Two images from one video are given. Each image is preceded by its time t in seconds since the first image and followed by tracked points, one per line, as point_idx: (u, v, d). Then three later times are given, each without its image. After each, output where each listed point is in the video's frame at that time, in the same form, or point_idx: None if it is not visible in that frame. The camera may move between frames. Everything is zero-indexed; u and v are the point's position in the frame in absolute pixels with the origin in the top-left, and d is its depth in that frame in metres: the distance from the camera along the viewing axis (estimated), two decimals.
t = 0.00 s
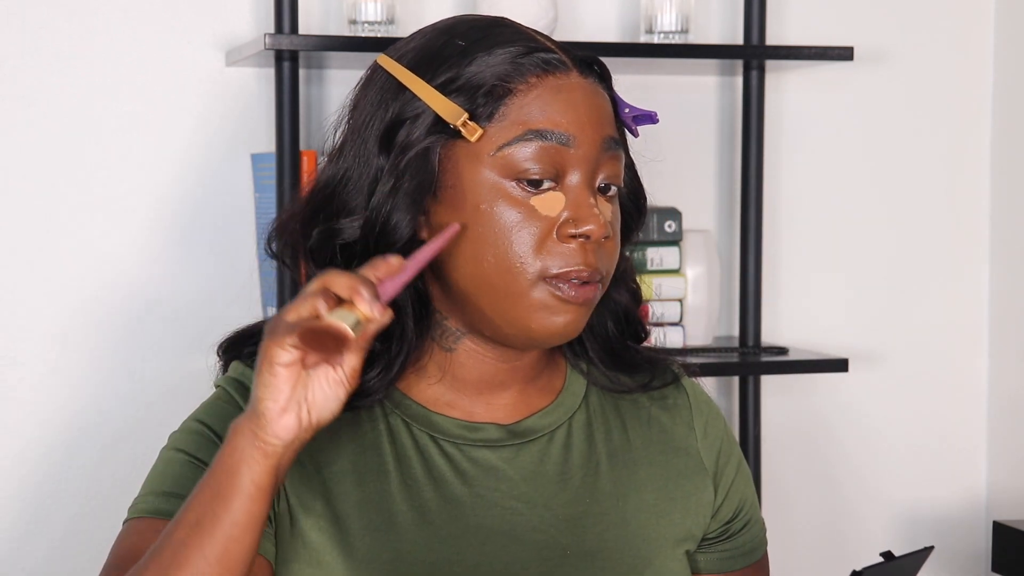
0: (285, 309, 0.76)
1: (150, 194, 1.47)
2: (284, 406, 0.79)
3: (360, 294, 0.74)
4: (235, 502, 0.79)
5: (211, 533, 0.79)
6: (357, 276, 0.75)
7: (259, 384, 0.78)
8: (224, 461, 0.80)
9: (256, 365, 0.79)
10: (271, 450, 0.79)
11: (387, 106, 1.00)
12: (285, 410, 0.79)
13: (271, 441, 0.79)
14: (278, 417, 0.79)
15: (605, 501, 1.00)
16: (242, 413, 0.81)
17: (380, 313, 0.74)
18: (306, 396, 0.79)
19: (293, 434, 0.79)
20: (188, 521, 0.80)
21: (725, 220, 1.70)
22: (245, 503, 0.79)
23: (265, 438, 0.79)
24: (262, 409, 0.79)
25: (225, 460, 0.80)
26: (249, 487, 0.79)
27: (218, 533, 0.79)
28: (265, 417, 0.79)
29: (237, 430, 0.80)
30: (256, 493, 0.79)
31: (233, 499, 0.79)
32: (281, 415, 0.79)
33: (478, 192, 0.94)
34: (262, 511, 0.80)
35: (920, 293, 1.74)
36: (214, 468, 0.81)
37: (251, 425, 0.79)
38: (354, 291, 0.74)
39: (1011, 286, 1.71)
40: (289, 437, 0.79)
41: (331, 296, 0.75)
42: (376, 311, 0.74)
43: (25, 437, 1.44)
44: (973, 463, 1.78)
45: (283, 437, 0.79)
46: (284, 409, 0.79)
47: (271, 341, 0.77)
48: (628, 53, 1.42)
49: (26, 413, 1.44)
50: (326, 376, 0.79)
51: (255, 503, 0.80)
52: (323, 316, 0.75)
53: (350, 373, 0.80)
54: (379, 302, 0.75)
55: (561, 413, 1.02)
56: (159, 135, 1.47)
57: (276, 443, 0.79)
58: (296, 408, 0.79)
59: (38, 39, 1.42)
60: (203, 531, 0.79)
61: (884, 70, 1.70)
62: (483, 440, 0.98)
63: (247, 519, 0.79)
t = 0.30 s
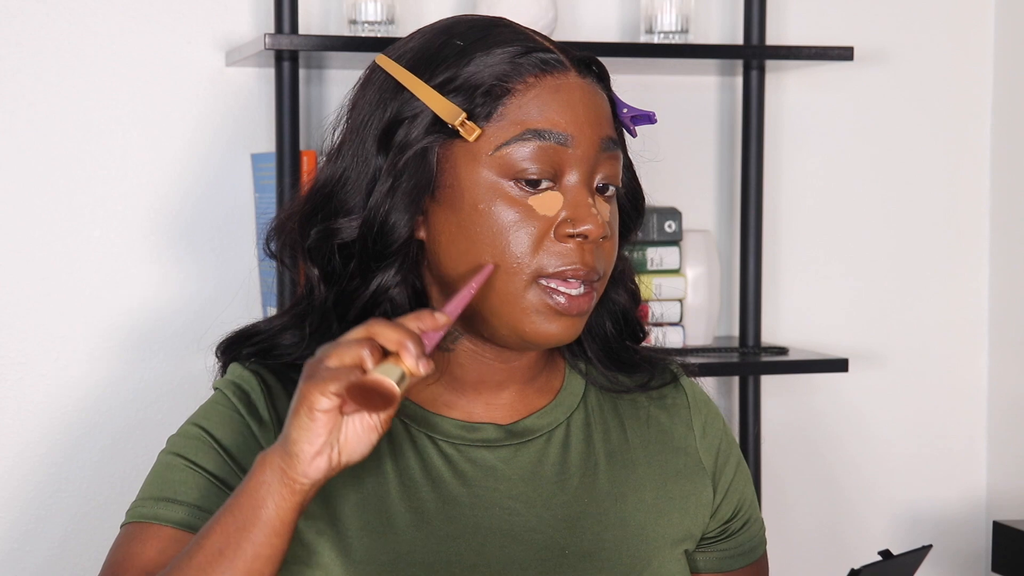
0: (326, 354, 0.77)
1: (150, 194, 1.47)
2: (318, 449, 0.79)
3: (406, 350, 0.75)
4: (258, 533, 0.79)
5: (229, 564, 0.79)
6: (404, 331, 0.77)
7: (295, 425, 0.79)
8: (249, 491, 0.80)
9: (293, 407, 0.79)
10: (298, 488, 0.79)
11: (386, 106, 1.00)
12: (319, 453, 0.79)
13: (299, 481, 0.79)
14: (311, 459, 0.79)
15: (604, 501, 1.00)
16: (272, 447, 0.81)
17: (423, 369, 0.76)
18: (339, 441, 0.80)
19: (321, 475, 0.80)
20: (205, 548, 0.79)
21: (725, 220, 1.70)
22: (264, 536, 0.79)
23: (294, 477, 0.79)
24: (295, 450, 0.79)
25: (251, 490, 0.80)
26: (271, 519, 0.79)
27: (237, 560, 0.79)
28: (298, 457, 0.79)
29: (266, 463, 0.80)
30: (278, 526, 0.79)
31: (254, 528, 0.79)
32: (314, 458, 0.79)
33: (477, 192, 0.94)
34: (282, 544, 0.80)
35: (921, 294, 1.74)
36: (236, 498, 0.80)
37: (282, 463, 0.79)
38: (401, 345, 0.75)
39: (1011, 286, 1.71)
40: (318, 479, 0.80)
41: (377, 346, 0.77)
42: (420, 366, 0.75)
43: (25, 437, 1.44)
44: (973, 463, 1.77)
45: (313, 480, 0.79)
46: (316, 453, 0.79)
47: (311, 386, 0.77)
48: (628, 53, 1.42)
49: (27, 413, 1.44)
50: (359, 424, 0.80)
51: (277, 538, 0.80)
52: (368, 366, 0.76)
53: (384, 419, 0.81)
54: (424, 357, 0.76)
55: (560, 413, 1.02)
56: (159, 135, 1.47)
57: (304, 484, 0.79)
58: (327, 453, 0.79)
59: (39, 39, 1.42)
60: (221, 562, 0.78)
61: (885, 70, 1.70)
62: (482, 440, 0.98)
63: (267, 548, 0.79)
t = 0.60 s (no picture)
0: (341, 372, 0.78)
1: (150, 194, 1.47)
2: (328, 466, 0.79)
3: (421, 369, 0.75)
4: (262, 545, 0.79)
5: None
6: (420, 352, 0.76)
7: (306, 442, 0.78)
8: (255, 502, 0.80)
9: (305, 424, 0.79)
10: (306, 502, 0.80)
11: (386, 105, 1.00)
12: (329, 470, 0.79)
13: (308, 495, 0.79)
14: (321, 476, 0.79)
15: (604, 501, 1.00)
16: (281, 461, 0.81)
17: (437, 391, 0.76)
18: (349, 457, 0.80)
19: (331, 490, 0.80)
20: (211, 559, 0.80)
21: (725, 220, 1.70)
22: (270, 548, 0.80)
23: (303, 492, 0.79)
24: (306, 466, 0.79)
25: (256, 502, 0.80)
26: (277, 530, 0.80)
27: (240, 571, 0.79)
28: (307, 474, 0.79)
29: (274, 476, 0.80)
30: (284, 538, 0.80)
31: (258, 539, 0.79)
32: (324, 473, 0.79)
33: (478, 192, 0.94)
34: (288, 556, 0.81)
35: (921, 294, 1.74)
36: (243, 510, 0.81)
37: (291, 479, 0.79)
38: (415, 366, 0.75)
39: (1011, 286, 1.71)
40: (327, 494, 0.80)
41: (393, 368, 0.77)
42: (434, 389, 0.75)
43: (25, 437, 1.44)
44: (973, 463, 1.78)
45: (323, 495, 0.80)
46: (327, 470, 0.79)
47: (324, 404, 0.77)
48: (629, 53, 1.42)
49: (26, 413, 1.44)
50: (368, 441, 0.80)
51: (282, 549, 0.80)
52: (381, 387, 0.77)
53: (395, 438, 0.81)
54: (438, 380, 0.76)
55: (560, 413, 1.02)
56: (159, 135, 1.47)
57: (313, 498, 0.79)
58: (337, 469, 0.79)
59: (39, 39, 1.42)
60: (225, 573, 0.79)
61: (884, 71, 1.70)
62: (482, 440, 0.98)
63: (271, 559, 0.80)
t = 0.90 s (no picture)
0: (307, 333, 0.76)
1: (150, 194, 1.47)
2: (301, 428, 0.78)
3: (384, 324, 0.73)
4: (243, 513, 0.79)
5: (219, 549, 0.78)
6: (383, 306, 0.74)
7: (277, 405, 0.78)
8: (233, 475, 0.80)
9: (274, 388, 0.78)
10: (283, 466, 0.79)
11: (389, 105, 1.00)
12: (302, 432, 0.78)
13: (283, 458, 0.79)
14: (294, 439, 0.78)
15: (604, 501, 1.00)
16: (256, 432, 0.80)
17: (404, 343, 0.74)
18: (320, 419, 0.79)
19: (307, 455, 0.79)
20: (195, 534, 0.79)
21: (725, 220, 1.70)
22: (254, 520, 0.79)
23: (279, 458, 0.79)
24: (278, 431, 0.78)
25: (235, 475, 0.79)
26: (258, 501, 0.79)
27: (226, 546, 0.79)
28: (281, 439, 0.78)
29: (250, 447, 0.80)
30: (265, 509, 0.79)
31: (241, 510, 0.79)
32: (297, 434, 0.78)
33: (479, 191, 0.94)
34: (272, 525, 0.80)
35: (921, 294, 1.74)
36: (223, 484, 0.80)
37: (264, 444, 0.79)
38: (378, 321, 0.73)
39: (1011, 286, 1.71)
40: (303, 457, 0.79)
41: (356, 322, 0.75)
42: (400, 342, 0.73)
43: (25, 437, 1.44)
44: (973, 463, 1.78)
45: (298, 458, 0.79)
46: (299, 431, 0.78)
47: (291, 364, 0.77)
48: (629, 53, 1.42)
49: (26, 414, 1.44)
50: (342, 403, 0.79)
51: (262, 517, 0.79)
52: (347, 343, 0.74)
53: (367, 397, 0.79)
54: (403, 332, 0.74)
55: (560, 413, 1.02)
56: (159, 135, 1.47)
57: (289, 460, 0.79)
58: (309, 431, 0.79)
59: (39, 39, 1.42)
60: (210, 547, 0.78)
61: (884, 70, 1.70)
62: (483, 440, 0.98)
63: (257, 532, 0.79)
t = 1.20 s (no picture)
0: (263, 293, 0.80)
1: (150, 193, 1.47)
2: (266, 387, 0.81)
3: (336, 271, 0.79)
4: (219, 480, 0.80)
5: (199, 519, 0.79)
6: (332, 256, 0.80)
7: (240, 365, 0.80)
8: (207, 446, 0.81)
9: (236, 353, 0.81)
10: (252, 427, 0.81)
11: (391, 105, 1.00)
12: (267, 392, 0.81)
13: (251, 419, 0.81)
14: (261, 398, 0.81)
15: (605, 501, 1.00)
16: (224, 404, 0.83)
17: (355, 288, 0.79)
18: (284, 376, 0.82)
19: (277, 416, 0.81)
20: (174, 508, 0.80)
21: (725, 220, 1.70)
22: (232, 489, 0.80)
23: (249, 421, 0.81)
24: (245, 393, 0.81)
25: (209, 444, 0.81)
26: (233, 467, 0.80)
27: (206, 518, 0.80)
28: (248, 400, 0.81)
29: (221, 416, 0.82)
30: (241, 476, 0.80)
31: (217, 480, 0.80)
32: (262, 392, 0.81)
33: (479, 190, 0.94)
34: (250, 493, 0.81)
35: (921, 294, 1.74)
36: (198, 458, 0.81)
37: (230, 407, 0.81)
38: (331, 268, 0.79)
39: (1011, 286, 1.71)
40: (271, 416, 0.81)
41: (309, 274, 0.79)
42: (353, 287, 0.79)
43: (25, 438, 1.44)
44: (973, 463, 1.78)
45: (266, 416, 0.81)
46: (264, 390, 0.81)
47: (249, 324, 0.80)
48: (629, 53, 1.42)
49: (25, 414, 1.43)
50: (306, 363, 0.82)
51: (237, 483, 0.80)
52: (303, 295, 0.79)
53: (331, 353, 0.83)
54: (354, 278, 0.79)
55: (561, 413, 1.02)
56: (159, 135, 1.47)
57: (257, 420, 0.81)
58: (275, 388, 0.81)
59: (39, 39, 1.42)
60: (190, 519, 0.79)
61: (884, 70, 1.70)
62: (484, 440, 0.98)
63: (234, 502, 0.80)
